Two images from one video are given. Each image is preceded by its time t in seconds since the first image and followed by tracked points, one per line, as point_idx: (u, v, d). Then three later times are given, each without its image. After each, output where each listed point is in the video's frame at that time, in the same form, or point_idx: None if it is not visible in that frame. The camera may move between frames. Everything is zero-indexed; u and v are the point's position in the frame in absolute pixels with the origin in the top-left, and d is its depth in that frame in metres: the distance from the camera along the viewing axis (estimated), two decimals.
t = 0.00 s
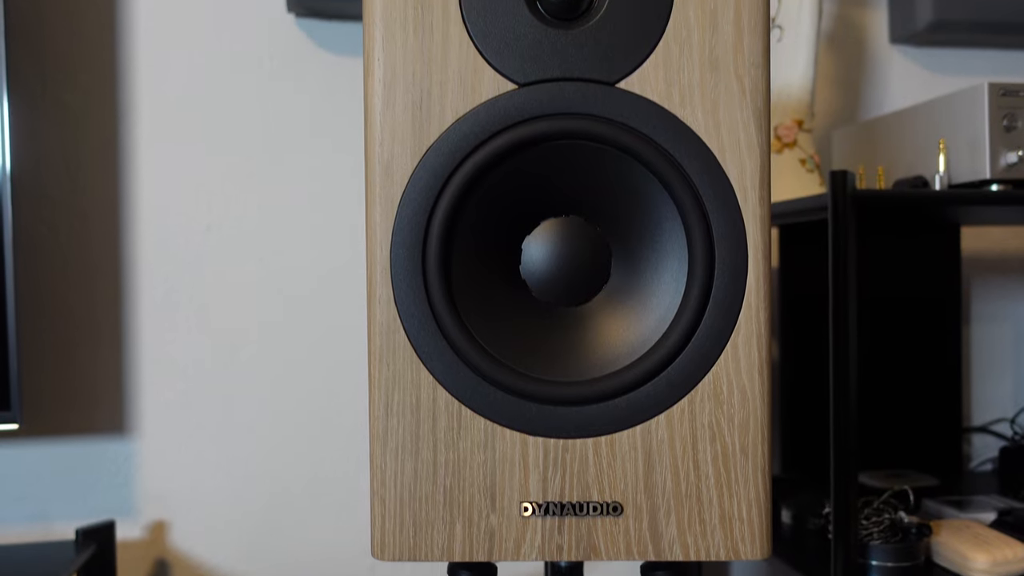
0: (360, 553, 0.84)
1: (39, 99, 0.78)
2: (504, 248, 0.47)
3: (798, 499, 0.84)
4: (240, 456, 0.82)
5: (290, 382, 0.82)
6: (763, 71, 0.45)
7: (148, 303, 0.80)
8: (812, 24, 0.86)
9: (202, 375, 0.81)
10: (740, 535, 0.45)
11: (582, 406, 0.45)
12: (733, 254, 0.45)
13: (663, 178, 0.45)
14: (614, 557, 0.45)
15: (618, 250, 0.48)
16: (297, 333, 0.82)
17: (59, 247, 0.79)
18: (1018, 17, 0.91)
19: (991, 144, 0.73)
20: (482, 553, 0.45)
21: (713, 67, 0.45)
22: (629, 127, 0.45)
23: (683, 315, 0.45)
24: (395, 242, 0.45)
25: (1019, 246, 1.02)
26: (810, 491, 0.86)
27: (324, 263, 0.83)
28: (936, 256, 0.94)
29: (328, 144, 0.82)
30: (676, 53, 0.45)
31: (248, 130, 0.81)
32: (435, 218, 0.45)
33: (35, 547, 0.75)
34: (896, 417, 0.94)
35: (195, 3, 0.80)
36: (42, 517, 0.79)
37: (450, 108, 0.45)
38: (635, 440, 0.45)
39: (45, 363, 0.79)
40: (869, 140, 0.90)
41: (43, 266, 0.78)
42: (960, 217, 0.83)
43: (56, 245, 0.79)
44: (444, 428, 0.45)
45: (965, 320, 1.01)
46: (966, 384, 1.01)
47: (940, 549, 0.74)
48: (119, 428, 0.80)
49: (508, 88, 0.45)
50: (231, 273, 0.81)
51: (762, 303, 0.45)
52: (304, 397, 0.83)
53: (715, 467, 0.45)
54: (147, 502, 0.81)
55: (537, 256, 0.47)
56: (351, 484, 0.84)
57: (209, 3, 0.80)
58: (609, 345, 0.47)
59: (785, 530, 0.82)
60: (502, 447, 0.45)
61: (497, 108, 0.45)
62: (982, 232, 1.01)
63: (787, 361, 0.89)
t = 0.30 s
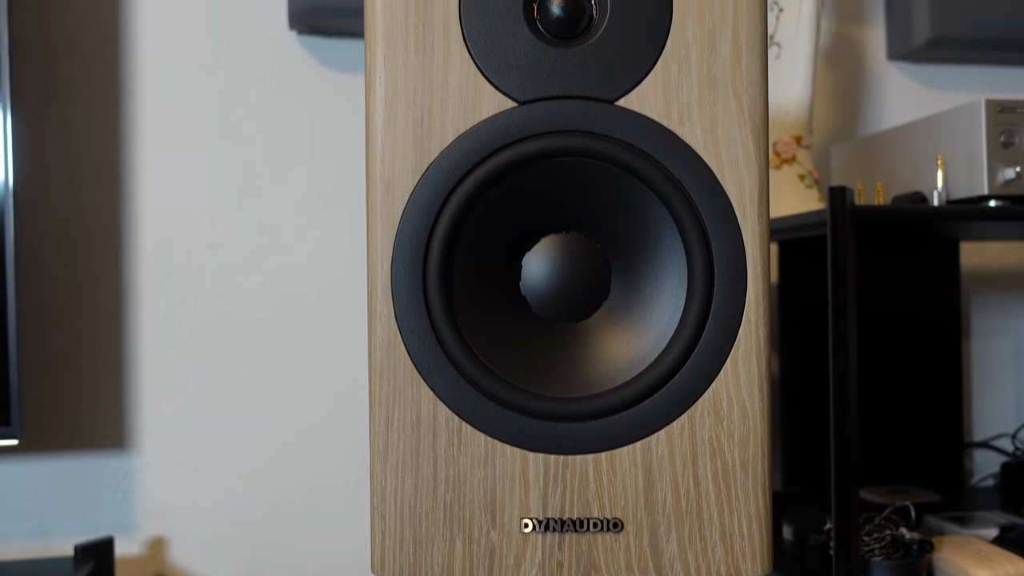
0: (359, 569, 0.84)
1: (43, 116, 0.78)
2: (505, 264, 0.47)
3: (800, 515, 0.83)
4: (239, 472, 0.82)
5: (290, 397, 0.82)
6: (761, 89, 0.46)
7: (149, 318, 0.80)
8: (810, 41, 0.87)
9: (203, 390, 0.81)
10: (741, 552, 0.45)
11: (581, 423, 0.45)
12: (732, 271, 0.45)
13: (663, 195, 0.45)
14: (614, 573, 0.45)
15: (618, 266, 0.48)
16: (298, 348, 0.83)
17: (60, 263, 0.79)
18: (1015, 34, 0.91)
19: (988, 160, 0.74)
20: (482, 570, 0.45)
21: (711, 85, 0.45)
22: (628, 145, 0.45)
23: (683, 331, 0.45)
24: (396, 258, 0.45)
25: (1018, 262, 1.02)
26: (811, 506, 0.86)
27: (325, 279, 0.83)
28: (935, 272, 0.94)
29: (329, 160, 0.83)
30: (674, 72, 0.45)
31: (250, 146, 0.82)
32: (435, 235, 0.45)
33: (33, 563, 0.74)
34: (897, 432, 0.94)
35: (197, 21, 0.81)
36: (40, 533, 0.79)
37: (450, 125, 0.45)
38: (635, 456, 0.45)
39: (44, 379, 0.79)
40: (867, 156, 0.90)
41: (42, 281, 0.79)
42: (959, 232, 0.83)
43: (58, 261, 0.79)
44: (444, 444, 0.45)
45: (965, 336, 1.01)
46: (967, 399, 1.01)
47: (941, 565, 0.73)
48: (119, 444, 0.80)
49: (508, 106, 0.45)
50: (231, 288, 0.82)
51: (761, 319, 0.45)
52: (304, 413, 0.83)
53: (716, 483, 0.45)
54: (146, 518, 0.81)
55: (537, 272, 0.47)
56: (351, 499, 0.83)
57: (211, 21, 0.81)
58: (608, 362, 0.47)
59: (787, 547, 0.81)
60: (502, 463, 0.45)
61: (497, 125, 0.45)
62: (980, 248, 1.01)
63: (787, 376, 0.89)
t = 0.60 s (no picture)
0: None
1: (46, 134, 0.79)
2: (505, 280, 0.48)
3: (803, 532, 0.82)
4: (239, 488, 0.82)
5: (290, 413, 0.82)
6: (759, 107, 0.46)
7: (149, 334, 0.81)
8: (808, 59, 0.88)
9: (202, 406, 0.81)
10: (741, 569, 0.45)
11: (582, 439, 0.45)
12: (731, 287, 0.45)
13: (662, 212, 0.46)
14: None
15: (618, 282, 0.48)
16: (298, 363, 0.83)
17: (61, 278, 0.79)
18: (1012, 52, 0.92)
19: (986, 176, 0.74)
20: None
21: (710, 103, 0.46)
22: (628, 163, 0.46)
23: (683, 348, 0.45)
24: (397, 274, 0.46)
25: (1017, 277, 1.02)
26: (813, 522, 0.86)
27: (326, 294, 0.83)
28: (935, 287, 0.94)
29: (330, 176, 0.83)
30: (673, 90, 0.46)
31: (251, 162, 0.82)
32: (436, 251, 0.45)
33: None
34: (898, 447, 0.94)
35: (200, 39, 0.82)
36: (39, 550, 0.79)
37: (451, 143, 0.46)
38: (635, 472, 0.45)
39: (44, 394, 0.79)
40: (865, 172, 0.91)
41: (43, 296, 0.79)
42: (958, 248, 0.84)
43: (59, 277, 0.79)
44: (445, 461, 0.45)
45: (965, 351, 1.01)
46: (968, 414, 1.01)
47: None
48: (118, 460, 0.80)
49: (509, 124, 0.46)
50: (232, 304, 0.82)
51: (761, 336, 0.46)
52: (304, 429, 0.83)
53: (716, 499, 0.45)
54: (145, 535, 0.80)
55: (537, 288, 0.47)
56: (351, 515, 0.83)
57: (214, 39, 0.82)
58: (608, 378, 0.47)
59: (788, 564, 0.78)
60: (502, 480, 0.45)
61: (498, 143, 0.46)
62: (979, 263, 1.02)
63: (788, 392, 0.89)
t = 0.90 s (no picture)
0: None
1: (49, 151, 0.79)
2: (505, 297, 0.48)
3: (805, 548, 0.81)
4: (238, 504, 0.81)
5: (290, 429, 0.82)
6: (757, 125, 0.46)
7: (149, 349, 0.81)
8: (806, 75, 0.88)
9: (202, 421, 0.81)
10: None
11: (582, 456, 0.45)
12: (730, 304, 0.46)
13: (662, 229, 0.46)
14: None
15: (618, 299, 0.48)
16: (298, 379, 0.83)
17: (62, 294, 0.79)
18: (1010, 69, 0.92)
19: (984, 193, 0.74)
20: None
21: (709, 121, 0.46)
22: (627, 180, 0.46)
23: (682, 364, 0.45)
24: (397, 290, 0.46)
25: (1016, 293, 1.02)
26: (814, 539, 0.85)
27: (326, 310, 0.83)
28: (935, 303, 0.94)
29: (331, 193, 0.84)
30: (672, 109, 0.46)
31: (253, 179, 0.83)
32: (437, 268, 0.46)
33: None
34: (899, 463, 0.93)
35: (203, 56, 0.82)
36: (37, 566, 0.79)
37: (452, 161, 0.46)
38: (635, 489, 0.45)
39: (44, 409, 0.79)
40: (864, 188, 0.91)
41: (44, 312, 0.79)
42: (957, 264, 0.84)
43: (60, 292, 0.79)
44: (445, 477, 0.45)
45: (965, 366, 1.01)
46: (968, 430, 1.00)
47: None
48: (118, 475, 0.80)
49: (509, 142, 0.46)
50: (232, 320, 0.82)
51: (761, 352, 0.46)
52: (304, 445, 0.83)
53: (716, 516, 0.45)
54: (144, 551, 0.80)
55: (537, 304, 0.48)
56: (350, 531, 0.83)
57: (216, 56, 0.82)
58: (608, 395, 0.47)
59: None
60: (503, 496, 0.45)
61: (498, 161, 0.46)
62: (978, 279, 1.02)
63: (788, 408, 0.89)
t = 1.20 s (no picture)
0: None
1: (52, 168, 0.80)
2: (506, 314, 0.48)
3: (806, 564, 0.80)
4: (238, 521, 0.81)
5: (290, 445, 0.82)
6: (756, 143, 0.47)
7: (150, 365, 0.81)
8: (804, 93, 0.89)
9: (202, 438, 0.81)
10: None
11: (582, 472, 0.45)
12: (730, 321, 0.46)
13: (661, 246, 0.46)
14: None
15: (618, 315, 0.48)
16: (299, 394, 0.83)
17: (63, 310, 0.79)
18: (1007, 86, 0.93)
19: (983, 209, 0.75)
20: None
21: (708, 139, 0.47)
22: (627, 198, 0.46)
23: (683, 380, 0.45)
24: (398, 308, 0.46)
25: (1015, 308, 1.03)
26: (816, 556, 0.85)
27: (327, 324, 0.83)
28: (935, 319, 0.94)
29: (332, 210, 0.84)
30: (671, 127, 0.47)
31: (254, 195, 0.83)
32: (437, 285, 0.46)
33: None
34: (900, 480, 0.93)
35: (205, 74, 0.83)
36: None
37: (452, 179, 0.46)
38: (636, 506, 0.45)
39: (44, 426, 0.78)
40: (863, 205, 0.92)
41: (46, 329, 0.79)
42: (957, 280, 0.84)
43: (61, 309, 0.79)
44: (446, 494, 0.45)
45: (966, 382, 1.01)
46: (970, 446, 1.00)
47: None
48: (117, 492, 0.80)
49: (509, 160, 0.47)
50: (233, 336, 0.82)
51: (760, 368, 0.46)
52: (304, 461, 0.83)
53: (716, 534, 0.45)
54: (142, 569, 0.79)
55: (537, 321, 0.48)
56: (350, 548, 0.83)
57: (219, 74, 0.83)
58: (609, 411, 0.47)
59: None
60: (503, 513, 0.45)
61: (498, 179, 0.46)
62: (978, 295, 1.02)
63: (789, 424, 0.89)
